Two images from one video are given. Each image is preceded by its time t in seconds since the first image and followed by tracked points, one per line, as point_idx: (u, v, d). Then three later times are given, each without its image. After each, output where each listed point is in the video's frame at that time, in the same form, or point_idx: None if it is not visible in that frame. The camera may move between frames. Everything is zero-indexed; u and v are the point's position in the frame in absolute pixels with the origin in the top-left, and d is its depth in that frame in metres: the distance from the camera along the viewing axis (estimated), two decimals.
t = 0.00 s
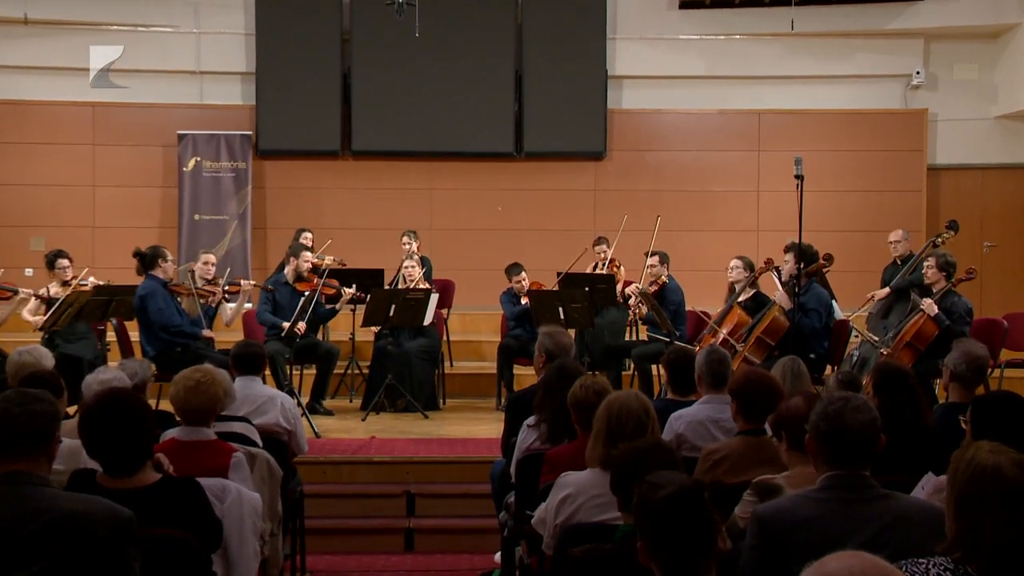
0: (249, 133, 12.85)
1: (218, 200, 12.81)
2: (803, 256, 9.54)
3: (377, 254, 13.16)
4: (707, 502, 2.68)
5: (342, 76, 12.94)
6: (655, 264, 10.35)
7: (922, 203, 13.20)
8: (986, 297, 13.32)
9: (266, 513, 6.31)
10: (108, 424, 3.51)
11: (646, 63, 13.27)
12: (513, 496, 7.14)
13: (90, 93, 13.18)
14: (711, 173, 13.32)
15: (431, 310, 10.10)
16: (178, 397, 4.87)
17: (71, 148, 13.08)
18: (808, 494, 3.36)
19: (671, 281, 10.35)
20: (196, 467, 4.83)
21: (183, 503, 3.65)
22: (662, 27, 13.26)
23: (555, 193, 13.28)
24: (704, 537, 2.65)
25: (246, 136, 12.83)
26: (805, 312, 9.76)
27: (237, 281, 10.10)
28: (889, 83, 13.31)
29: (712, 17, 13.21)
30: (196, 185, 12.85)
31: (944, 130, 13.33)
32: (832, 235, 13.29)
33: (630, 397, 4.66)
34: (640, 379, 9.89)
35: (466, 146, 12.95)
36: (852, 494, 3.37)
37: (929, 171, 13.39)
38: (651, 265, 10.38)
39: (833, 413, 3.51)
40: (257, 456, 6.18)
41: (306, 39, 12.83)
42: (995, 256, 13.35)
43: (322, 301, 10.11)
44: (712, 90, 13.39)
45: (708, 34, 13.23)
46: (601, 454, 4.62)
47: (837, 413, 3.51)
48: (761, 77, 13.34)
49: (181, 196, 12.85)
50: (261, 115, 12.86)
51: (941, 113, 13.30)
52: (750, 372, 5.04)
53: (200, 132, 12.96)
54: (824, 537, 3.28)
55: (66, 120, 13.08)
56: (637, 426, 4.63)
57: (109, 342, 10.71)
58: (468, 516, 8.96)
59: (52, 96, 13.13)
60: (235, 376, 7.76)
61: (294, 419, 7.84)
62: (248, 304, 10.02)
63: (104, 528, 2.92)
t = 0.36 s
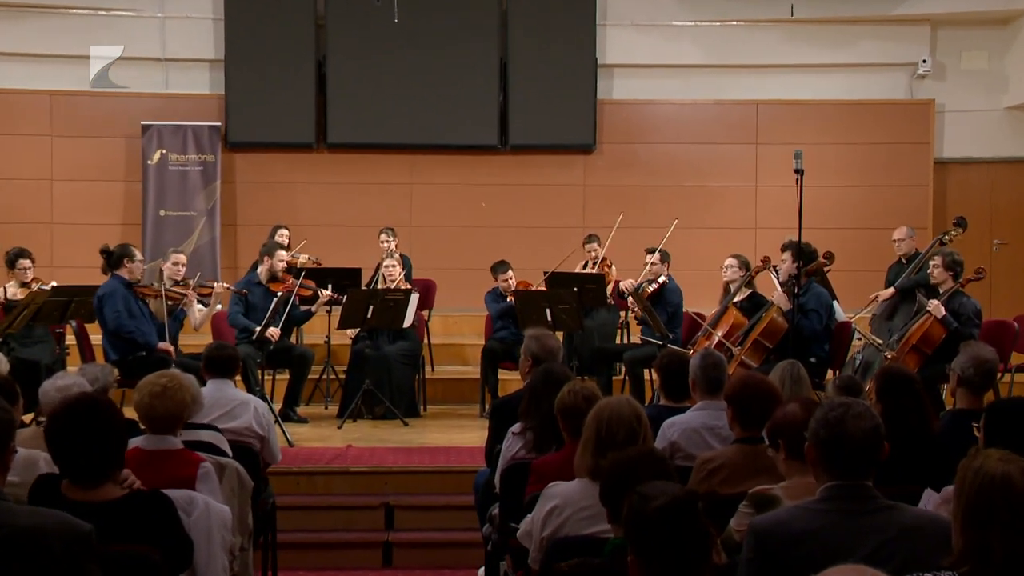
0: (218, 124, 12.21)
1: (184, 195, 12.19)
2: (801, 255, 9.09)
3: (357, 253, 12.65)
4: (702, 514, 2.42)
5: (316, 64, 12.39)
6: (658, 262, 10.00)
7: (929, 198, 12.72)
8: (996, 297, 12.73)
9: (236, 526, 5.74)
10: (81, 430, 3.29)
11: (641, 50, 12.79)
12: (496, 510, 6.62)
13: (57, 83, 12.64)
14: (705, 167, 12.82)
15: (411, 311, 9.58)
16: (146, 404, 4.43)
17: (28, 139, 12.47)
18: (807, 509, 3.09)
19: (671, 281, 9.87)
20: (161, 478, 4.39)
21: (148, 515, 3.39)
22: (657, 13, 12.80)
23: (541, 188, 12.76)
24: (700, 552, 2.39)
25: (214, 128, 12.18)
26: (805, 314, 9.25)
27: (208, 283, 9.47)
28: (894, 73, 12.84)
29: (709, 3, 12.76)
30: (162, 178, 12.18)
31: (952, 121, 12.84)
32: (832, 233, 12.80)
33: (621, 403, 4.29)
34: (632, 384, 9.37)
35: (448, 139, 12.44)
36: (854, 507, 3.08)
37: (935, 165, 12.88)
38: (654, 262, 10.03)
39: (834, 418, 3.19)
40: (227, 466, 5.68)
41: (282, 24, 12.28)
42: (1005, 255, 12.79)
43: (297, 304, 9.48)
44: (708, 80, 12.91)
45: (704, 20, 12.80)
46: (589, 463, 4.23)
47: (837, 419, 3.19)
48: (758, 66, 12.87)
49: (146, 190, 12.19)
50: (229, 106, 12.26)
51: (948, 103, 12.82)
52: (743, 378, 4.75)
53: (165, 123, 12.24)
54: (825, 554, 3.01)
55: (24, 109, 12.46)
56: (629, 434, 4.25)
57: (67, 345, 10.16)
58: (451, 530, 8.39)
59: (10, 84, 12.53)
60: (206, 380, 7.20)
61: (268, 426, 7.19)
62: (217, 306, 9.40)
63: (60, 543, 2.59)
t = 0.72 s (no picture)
0: (185, 115, 11.72)
1: (150, 189, 11.70)
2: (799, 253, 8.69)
3: (336, 252, 12.13)
4: (695, 526, 2.38)
5: (290, 52, 11.85)
6: (655, 260, 9.36)
7: (937, 193, 12.28)
8: (1010, 297, 12.36)
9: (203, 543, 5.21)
10: (40, 437, 3.10)
11: (635, 37, 12.24)
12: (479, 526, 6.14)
13: (13, 70, 11.97)
14: (698, 162, 12.34)
15: (390, 313, 9.07)
16: (105, 411, 4.20)
17: None
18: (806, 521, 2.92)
19: (669, 280, 9.43)
20: (123, 491, 4.11)
21: (111, 527, 3.17)
22: None
23: (527, 184, 12.27)
24: (692, 562, 2.34)
25: (181, 119, 11.70)
26: (807, 315, 8.74)
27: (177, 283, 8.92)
28: (901, 61, 12.33)
29: None
30: (126, 172, 11.73)
31: (960, 112, 12.37)
32: (832, 231, 12.35)
33: (613, 409, 4.01)
34: (623, 390, 8.90)
35: (429, 132, 11.94)
36: (858, 517, 2.90)
37: (944, 158, 12.44)
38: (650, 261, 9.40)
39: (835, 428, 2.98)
40: (194, 479, 5.14)
41: (257, 10, 11.75)
42: (1017, 253, 12.38)
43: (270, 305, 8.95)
44: (704, 69, 12.38)
45: (700, 5, 12.26)
46: (579, 473, 3.93)
47: (838, 426, 2.99)
48: (756, 54, 12.34)
49: (108, 185, 11.73)
50: (197, 95, 11.73)
51: (958, 93, 12.33)
52: (738, 382, 4.48)
53: (129, 113, 11.80)
54: (827, 567, 2.84)
55: None
56: (621, 441, 3.96)
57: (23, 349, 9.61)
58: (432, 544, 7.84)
59: None
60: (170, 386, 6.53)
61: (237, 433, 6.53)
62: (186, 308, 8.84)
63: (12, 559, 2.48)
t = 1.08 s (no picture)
0: (151, 104, 11.20)
1: (114, 184, 11.22)
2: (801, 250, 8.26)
3: (315, 250, 11.64)
4: (691, 539, 2.10)
5: (263, 38, 11.34)
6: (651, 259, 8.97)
7: (947, 187, 11.83)
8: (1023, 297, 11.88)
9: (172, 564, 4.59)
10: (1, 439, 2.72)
11: (627, 24, 11.76)
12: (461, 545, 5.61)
13: None
14: (693, 155, 11.88)
15: (370, 315, 8.58)
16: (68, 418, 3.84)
17: None
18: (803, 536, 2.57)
19: (666, 280, 8.98)
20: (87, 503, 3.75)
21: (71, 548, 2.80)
22: None
23: (513, 178, 11.79)
24: None
25: (145, 108, 11.19)
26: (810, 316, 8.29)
27: (142, 284, 8.43)
28: (909, 50, 11.85)
29: None
30: (87, 164, 11.21)
31: (971, 103, 11.89)
32: (835, 228, 11.90)
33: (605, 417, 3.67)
34: (616, 397, 8.43)
35: (410, 124, 11.47)
36: (868, 533, 2.56)
37: (953, 151, 11.96)
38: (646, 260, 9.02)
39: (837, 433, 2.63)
40: (157, 485, 4.46)
41: None
42: None
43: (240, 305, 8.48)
44: (701, 58, 11.88)
45: None
46: (568, 484, 3.56)
47: (841, 433, 2.63)
48: (756, 42, 11.88)
49: (68, 178, 11.18)
50: (164, 83, 11.22)
51: (968, 83, 11.86)
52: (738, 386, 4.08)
53: (91, 103, 11.27)
54: None
55: None
56: (614, 451, 3.61)
57: None
58: (413, 560, 7.31)
59: None
60: (132, 393, 5.91)
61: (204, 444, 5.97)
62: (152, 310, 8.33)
63: None
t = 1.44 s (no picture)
0: (120, 95, 10.70)
1: (80, 179, 10.68)
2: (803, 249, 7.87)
3: (297, 248, 11.20)
4: (692, 554, 2.07)
5: (238, 25, 10.86)
6: (649, 260, 8.72)
7: (961, 182, 11.40)
8: None
9: None
10: None
11: (623, 10, 11.35)
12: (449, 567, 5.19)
13: None
14: (691, 149, 11.46)
15: (351, 317, 8.15)
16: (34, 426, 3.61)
17: None
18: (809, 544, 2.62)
19: (665, 281, 8.57)
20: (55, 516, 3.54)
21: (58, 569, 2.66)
22: None
23: (503, 172, 11.36)
24: None
25: (115, 98, 10.68)
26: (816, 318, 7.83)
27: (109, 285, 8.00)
28: (921, 37, 11.42)
29: None
30: (53, 158, 10.66)
31: (986, 93, 11.42)
32: (841, 225, 11.47)
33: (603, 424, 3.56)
34: (612, 403, 8.02)
35: (395, 115, 11.03)
36: (870, 545, 2.58)
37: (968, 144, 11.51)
38: (643, 261, 8.77)
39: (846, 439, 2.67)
40: (128, 496, 4.01)
41: None
42: None
43: (214, 307, 8.07)
44: (703, 46, 11.45)
45: None
46: (561, 493, 3.43)
47: (849, 442, 2.67)
48: (763, 29, 11.45)
49: (32, 171, 10.66)
50: (132, 72, 10.75)
51: (983, 73, 11.40)
52: (741, 392, 3.90)
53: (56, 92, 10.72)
54: None
55: None
56: (610, 460, 3.49)
57: None
58: None
59: None
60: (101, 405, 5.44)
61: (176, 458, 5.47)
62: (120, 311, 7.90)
63: None
